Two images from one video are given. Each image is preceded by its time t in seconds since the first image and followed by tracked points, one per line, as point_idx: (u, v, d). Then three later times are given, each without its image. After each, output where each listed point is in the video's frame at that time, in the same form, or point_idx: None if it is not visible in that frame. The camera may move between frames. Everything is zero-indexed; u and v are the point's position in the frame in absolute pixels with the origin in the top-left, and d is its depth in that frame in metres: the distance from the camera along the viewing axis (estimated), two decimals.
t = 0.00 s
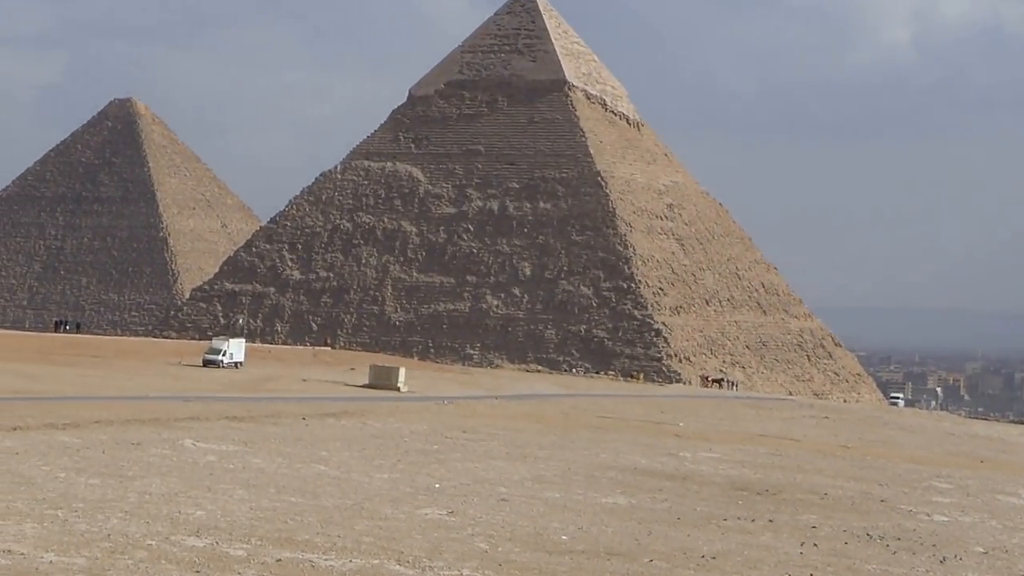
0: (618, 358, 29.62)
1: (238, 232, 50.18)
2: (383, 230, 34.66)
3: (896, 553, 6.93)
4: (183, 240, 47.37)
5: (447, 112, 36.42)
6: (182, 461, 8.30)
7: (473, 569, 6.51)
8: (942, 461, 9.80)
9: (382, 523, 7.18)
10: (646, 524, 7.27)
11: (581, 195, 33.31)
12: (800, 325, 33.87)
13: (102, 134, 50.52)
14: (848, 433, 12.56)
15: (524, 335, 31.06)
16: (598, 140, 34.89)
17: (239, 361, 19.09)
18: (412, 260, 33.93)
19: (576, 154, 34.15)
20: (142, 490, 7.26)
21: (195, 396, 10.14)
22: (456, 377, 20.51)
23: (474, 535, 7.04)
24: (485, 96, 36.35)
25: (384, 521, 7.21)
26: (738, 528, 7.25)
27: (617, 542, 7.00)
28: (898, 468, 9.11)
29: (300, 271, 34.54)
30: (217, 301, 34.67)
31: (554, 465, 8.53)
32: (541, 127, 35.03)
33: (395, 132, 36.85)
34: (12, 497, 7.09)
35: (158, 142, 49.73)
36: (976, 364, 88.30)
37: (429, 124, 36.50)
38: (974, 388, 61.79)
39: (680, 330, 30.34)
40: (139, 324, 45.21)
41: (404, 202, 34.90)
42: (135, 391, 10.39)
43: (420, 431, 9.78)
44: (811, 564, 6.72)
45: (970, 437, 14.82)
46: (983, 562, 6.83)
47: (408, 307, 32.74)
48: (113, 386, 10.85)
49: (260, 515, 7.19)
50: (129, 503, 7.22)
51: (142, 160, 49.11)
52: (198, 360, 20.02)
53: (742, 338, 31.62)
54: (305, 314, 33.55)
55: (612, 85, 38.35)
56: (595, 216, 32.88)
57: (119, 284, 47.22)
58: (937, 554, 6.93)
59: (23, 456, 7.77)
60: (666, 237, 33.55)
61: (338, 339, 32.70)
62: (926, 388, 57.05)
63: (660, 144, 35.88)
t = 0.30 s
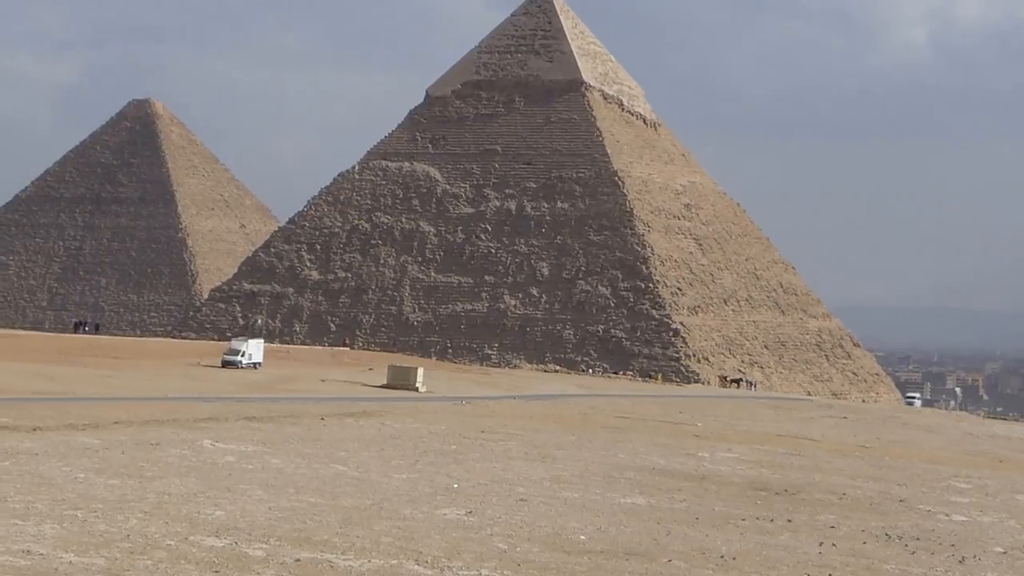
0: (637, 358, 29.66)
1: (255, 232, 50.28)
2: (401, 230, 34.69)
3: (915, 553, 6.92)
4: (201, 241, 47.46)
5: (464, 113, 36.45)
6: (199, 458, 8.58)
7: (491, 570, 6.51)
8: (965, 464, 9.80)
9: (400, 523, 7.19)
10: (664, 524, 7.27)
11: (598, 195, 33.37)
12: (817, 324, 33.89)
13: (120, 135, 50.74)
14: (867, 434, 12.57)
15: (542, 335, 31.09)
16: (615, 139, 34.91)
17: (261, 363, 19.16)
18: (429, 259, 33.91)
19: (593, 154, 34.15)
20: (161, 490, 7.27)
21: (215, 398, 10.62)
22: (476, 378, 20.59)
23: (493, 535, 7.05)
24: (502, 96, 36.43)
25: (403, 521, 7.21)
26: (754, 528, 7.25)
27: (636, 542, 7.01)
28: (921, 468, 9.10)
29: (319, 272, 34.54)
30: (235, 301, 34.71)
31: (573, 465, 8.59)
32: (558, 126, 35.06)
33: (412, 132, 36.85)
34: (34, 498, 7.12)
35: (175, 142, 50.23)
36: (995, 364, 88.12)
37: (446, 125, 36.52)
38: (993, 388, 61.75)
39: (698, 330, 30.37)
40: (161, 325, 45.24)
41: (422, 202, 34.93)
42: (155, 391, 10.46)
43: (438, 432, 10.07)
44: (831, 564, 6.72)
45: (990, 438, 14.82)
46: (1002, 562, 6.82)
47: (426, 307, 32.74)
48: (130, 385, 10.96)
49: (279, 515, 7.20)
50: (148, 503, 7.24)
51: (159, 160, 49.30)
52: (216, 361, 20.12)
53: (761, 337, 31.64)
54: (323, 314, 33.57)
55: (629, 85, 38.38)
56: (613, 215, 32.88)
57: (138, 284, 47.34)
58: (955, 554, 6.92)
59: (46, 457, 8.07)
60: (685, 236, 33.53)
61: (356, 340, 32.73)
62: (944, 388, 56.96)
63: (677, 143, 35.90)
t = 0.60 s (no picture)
0: (655, 358, 29.66)
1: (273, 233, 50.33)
2: (419, 230, 34.70)
3: (934, 553, 6.91)
4: (219, 241, 47.51)
5: (483, 113, 36.47)
6: (217, 458, 8.64)
7: (510, 570, 6.51)
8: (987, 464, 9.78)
9: (419, 523, 7.19)
10: (682, 524, 7.27)
11: (617, 195, 33.25)
12: (836, 325, 33.86)
13: (138, 136, 50.89)
14: (888, 432, 12.55)
15: (560, 336, 31.11)
16: (633, 139, 34.93)
17: (279, 362, 19.17)
18: (448, 260, 33.92)
19: (612, 154, 34.15)
20: (180, 491, 7.28)
21: (232, 398, 10.77)
22: (497, 377, 20.62)
23: (511, 535, 7.05)
24: (521, 96, 36.48)
25: (421, 521, 7.22)
26: (773, 527, 7.26)
27: (654, 542, 7.00)
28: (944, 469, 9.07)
29: (338, 272, 34.60)
30: (254, 301, 34.81)
31: (592, 464, 8.60)
32: (576, 126, 35.06)
33: (430, 133, 36.89)
34: (53, 499, 7.14)
35: (194, 143, 50.35)
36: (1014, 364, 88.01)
37: (465, 125, 36.56)
38: (1014, 388, 61.60)
39: (717, 330, 30.36)
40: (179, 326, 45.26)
41: (440, 202, 34.94)
42: (172, 392, 10.47)
43: (458, 431, 10.09)
44: (849, 564, 6.71)
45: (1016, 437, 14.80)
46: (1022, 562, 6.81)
47: (445, 307, 32.76)
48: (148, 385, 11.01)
49: (298, 515, 7.21)
50: (167, 503, 7.25)
51: (177, 161, 49.39)
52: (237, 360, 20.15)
53: (779, 338, 31.64)
54: (342, 315, 33.64)
55: (648, 85, 38.41)
56: (631, 216, 32.86)
57: (156, 284, 47.37)
58: (976, 554, 6.91)
59: (65, 457, 8.19)
60: (703, 237, 33.51)
61: (375, 341, 32.79)
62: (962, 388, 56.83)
63: (696, 143, 35.91)
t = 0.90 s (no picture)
0: (673, 359, 29.61)
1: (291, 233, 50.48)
2: (438, 230, 34.72)
3: (954, 554, 6.90)
4: (238, 242, 47.62)
5: (501, 113, 36.60)
6: (237, 458, 8.72)
7: (529, 570, 6.51)
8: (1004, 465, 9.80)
9: (438, 523, 7.21)
10: (701, 525, 7.27)
11: (634, 195, 33.33)
12: (854, 326, 33.84)
13: (157, 137, 51.15)
14: (906, 434, 12.58)
15: (579, 336, 31.07)
16: (651, 139, 34.93)
17: (298, 363, 19.23)
18: (466, 260, 33.91)
19: (630, 154, 34.15)
20: (200, 491, 7.31)
21: (249, 396, 10.88)
22: (514, 378, 20.71)
23: (530, 535, 7.05)
24: (539, 97, 36.54)
25: (440, 521, 7.23)
26: (791, 527, 7.26)
27: (674, 542, 7.00)
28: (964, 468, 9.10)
29: (356, 273, 34.58)
30: (273, 301, 34.84)
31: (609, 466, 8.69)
32: (594, 126, 35.09)
33: (449, 133, 37.02)
34: (74, 498, 7.17)
35: (212, 145, 50.52)
36: None
37: (483, 126, 36.61)
38: None
39: (735, 330, 30.33)
40: (200, 327, 45.38)
41: (459, 203, 34.96)
42: (191, 391, 10.48)
43: (475, 432, 10.15)
44: (869, 564, 6.71)
45: None
46: None
47: (464, 308, 32.74)
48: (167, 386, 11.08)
49: (317, 516, 7.22)
50: (187, 503, 7.28)
51: (196, 162, 49.62)
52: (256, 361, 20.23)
53: (798, 338, 31.61)
54: (361, 315, 33.64)
55: (665, 85, 38.46)
56: (649, 216, 32.83)
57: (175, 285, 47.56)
58: (995, 554, 6.89)
59: (85, 458, 8.28)
60: (722, 237, 33.51)
61: (393, 341, 32.78)
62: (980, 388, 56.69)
63: (714, 143, 35.91)
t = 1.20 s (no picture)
0: (702, 359, 29.59)
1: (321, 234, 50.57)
2: (465, 231, 34.74)
3: (983, 555, 6.89)
4: (267, 242, 47.62)
5: (528, 113, 36.63)
6: (267, 458, 8.74)
7: (557, 570, 6.51)
8: None
9: (468, 523, 7.22)
10: (730, 525, 7.26)
11: (662, 195, 33.27)
12: (884, 325, 33.75)
13: (186, 137, 51.47)
14: (939, 435, 12.58)
15: (607, 336, 31.10)
16: (679, 139, 34.84)
17: (325, 363, 19.22)
18: (494, 260, 33.94)
19: (658, 154, 34.13)
20: (230, 491, 7.32)
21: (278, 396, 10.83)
22: (542, 377, 20.76)
23: (558, 535, 7.06)
24: (566, 96, 36.53)
25: (468, 521, 7.24)
26: (819, 528, 7.25)
27: (702, 543, 7.00)
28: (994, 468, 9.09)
29: (384, 274, 34.63)
30: (302, 302, 34.96)
31: (638, 466, 8.82)
32: (622, 126, 35.06)
33: (476, 133, 37.06)
34: (105, 498, 7.20)
35: (240, 145, 50.67)
36: None
37: (511, 126, 36.64)
38: None
39: (764, 330, 30.31)
40: (229, 327, 45.52)
41: (486, 203, 34.96)
42: (218, 391, 10.47)
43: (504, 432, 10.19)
44: (897, 565, 6.70)
45: None
46: None
47: (492, 308, 32.76)
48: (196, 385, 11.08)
49: (346, 515, 7.24)
50: (216, 503, 7.29)
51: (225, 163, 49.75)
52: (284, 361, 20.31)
53: (827, 338, 31.56)
54: (390, 315, 33.71)
55: (694, 85, 38.33)
56: (677, 215, 32.81)
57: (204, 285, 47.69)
58: None
59: (116, 458, 8.34)
60: (751, 237, 33.46)
61: (422, 341, 32.84)
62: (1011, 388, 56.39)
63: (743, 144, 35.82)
